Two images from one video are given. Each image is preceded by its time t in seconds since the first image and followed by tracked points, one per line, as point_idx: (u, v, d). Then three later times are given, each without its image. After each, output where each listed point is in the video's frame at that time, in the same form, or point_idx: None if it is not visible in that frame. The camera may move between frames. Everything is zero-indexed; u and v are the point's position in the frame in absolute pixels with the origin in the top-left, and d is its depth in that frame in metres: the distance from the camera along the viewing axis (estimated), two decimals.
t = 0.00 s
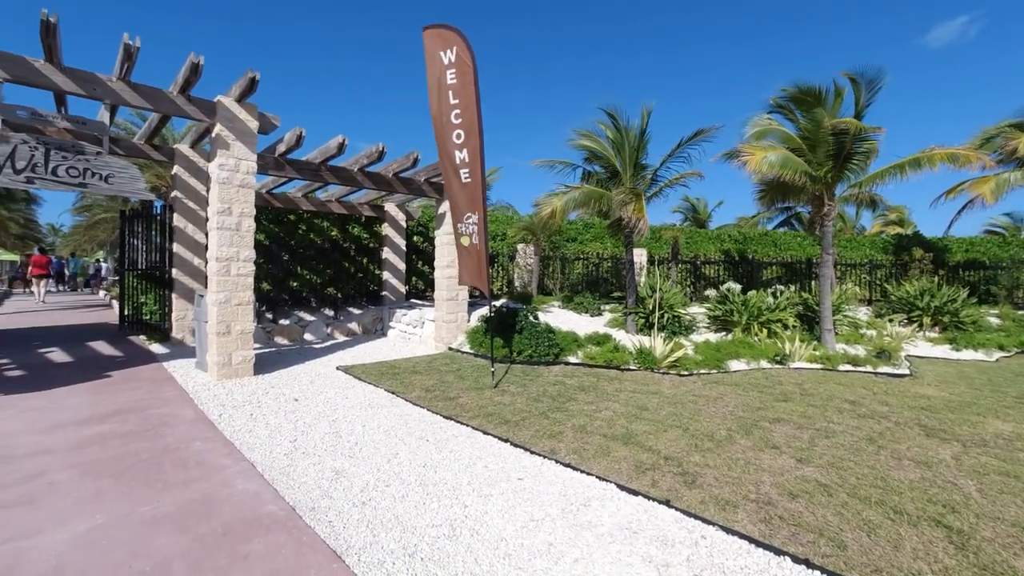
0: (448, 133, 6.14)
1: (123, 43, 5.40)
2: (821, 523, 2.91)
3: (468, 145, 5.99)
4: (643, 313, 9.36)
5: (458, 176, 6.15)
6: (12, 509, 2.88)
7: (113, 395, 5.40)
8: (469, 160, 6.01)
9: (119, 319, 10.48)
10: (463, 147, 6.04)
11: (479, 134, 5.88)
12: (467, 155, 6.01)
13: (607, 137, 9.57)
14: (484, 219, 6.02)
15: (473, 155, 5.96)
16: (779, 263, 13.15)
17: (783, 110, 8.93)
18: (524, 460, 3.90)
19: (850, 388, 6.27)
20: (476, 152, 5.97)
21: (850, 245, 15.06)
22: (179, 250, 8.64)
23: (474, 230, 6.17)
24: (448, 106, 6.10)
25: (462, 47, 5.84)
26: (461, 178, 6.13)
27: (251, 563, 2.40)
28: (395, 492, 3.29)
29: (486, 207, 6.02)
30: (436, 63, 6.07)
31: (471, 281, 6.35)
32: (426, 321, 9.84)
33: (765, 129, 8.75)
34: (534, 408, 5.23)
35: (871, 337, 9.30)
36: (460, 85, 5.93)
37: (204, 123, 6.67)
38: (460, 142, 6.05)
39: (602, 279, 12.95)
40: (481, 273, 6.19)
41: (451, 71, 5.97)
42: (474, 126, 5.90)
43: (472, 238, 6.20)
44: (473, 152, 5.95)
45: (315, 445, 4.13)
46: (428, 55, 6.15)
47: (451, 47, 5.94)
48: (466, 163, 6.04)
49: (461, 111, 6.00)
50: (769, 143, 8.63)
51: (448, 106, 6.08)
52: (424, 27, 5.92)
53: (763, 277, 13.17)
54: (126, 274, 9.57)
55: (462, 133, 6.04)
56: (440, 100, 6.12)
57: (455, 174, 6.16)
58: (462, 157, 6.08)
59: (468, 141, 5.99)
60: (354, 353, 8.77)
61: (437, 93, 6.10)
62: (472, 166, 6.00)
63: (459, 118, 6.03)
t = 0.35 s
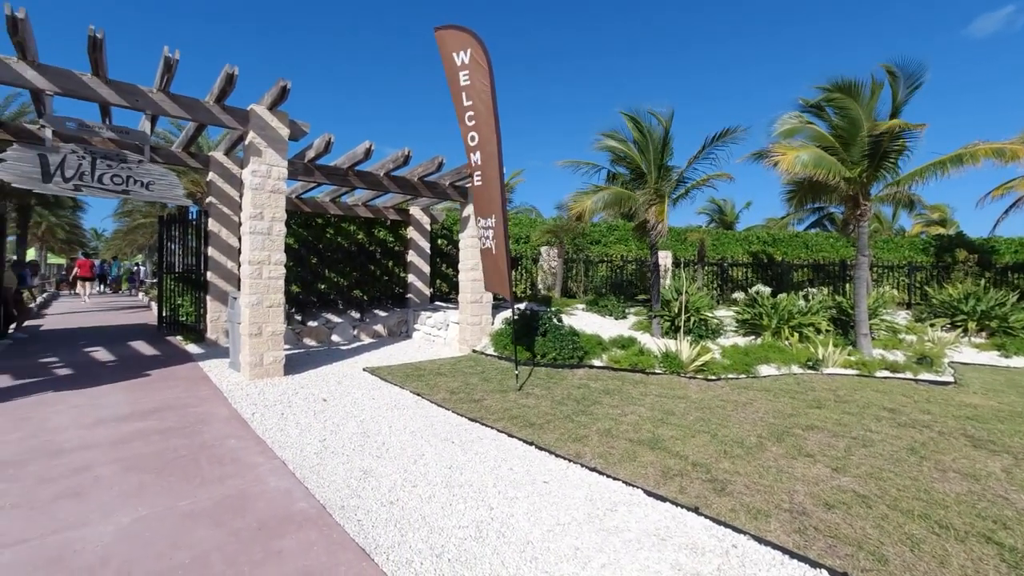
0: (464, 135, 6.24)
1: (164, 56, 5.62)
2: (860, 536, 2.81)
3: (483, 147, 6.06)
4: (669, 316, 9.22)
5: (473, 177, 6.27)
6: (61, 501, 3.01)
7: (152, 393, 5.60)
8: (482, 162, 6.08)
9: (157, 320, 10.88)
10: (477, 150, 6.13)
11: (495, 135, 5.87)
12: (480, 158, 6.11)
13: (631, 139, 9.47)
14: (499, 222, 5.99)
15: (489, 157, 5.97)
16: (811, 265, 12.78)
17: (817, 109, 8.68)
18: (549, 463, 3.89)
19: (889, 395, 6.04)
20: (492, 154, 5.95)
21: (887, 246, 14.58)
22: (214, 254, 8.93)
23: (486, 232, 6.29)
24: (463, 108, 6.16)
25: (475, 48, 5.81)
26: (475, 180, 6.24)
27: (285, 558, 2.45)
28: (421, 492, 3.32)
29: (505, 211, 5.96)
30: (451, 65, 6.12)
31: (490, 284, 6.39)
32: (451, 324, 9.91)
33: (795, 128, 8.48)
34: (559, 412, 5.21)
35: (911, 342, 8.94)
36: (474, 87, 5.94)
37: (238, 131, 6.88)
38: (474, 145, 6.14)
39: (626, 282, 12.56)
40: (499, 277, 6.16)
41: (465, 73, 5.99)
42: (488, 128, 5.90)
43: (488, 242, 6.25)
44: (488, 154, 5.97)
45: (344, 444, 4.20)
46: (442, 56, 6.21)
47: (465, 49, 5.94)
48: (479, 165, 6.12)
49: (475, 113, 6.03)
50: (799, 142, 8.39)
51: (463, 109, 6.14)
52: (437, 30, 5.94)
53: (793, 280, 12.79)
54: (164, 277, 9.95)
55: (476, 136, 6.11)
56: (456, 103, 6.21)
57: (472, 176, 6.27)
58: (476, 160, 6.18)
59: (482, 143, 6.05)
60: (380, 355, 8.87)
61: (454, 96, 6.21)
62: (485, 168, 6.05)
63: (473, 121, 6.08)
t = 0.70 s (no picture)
0: (482, 139, 6.14)
1: (202, 67, 5.83)
2: (904, 551, 2.70)
3: (506, 151, 6.04)
4: (697, 320, 9.06)
5: (491, 182, 6.16)
6: (108, 492, 3.14)
7: (189, 391, 5.79)
8: (505, 166, 6.07)
9: (193, 321, 11.25)
10: (499, 154, 6.07)
11: (520, 140, 5.94)
12: (502, 162, 6.06)
13: (658, 138, 9.35)
14: (526, 225, 6.04)
15: (513, 161, 6.02)
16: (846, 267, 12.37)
17: (851, 105, 8.42)
18: (575, 467, 3.85)
19: (933, 404, 5.79)
20: (516, 158, 6.03)
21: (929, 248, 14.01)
22: (247, 258, 9.20)
23: (507, 236, 6.22)
24: (482, 113, 6.09)
25: (498, 55, 5.90)
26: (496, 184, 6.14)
27: (317, 554, 2.50)
28: (448, 493, 3.34)
29: (529, 213, 6.04)
30: (470, 71, 6.07)
31: (507, 289, 6.32)
32: (475, 326, 9.94)
33: (828, 127, 8.24)
34: (585, 415, 5.16)
35: (955, 348, 8.55)
36: (496, 92, 5.98)
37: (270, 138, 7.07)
38: (496, 149, 6.07)
39: (651, 285, 12.30)
40: (523, 280, 6.14)
41: (486, 79, 5.99)
42: (513, 132, 5.95)
43: (511, 245, 6.22)
44: (512, 158, 6.02)
45: (371, 445, 4.25)
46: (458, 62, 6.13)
47: (487, 55, 5.98)
48: (502, 169, 6.08)
49: (498, 118, 6.03)
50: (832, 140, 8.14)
51: (483, 113, 6.07)
52: (457, 36, 5.92)
53: (827, 283, 12.34)
54: (200, 279, 10.29)
55: (498, 140, 6.06)
56: (473, 107, 6.12)
57: (490, 181, 6.16)
58: (497, 164, 6.11)
59: (505, 147, 6.04)
60: (406, 356, 8.98)
61: (471, 100, 6.11)
62: (509, 172, 6.06)
63: (496, 125, 6.05)
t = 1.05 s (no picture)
0: (517, 146, 6.20)
1: (237, 78, 6.02)
2: (954, 569, 2.58)
3: (539, 158, 6.03)
4: (725, 323, 8.87)
5: (526, 187, 6.24)
6: (151, 486, 3.27)
7: (225, 390, 5.97)
8: (537, 172, 6.08)
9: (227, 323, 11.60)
10: (532, 161, 6.10)
11: (551, 147, 5.90)
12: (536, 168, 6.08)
13: (686, 139, 9.20)
14: (554, 228, 6.03)
15: (544, 168, 6.00)
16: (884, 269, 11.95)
17: (887, 101, 8.14)
18: (602, 471, 3.81)
19: (981, 414, 5.52)
20: (547, 165, 6.01)
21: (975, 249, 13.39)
22: (278, 261, 9.46)
23: (539, 239, 6.25)
24: (517, 121, 6.15)
25: (532, 65, 5.90)
26: (530, 190, 6.20)
27: (348, 552, 2.54)
28: (476, 495, 3.35)
29: (557, 216, 6.01)
30: (505, 82, 6.14)
31: (538, 290, 6.37)
32: (500, 329, 9.97)
33: (861, 127, 7.94)
34: (611, 419, 5.11)
35: (1005, 355, 8.15)
36: (530, 101, 5.99)
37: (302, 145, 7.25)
38: (530, 155, 6.10)
39: (677, 288, 12.14)
40: (551, 282, 6.13)
41: (521, 88, 6.02)
42: (545, 141, 5.93)
43: (540, 248, 6.24)
44: (544, 165, 6.00)
45: (399, 446, 4.30)
46: (496, 73, 6.22)
47: (521, 65, 6.00)
48: (535, 175, 6.11)
49: (532, 126, 6.04)
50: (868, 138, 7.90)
51: (518, 121, 6.12)
52: (494, 49, 6.00)
53: (864, 285, 11.88)
54: (234, 282, 10.61)
55: (532, 147, 6.08)
56: (509, 115, 6.19)
57: (525, 186, 6.24)
58: (531, 170, 6.15)
59: (538, 154, 6.04)
60: (431, 359, 9.06)
61: (507, 108, 6.18)
62: (541, 178, 6.07)
63: (530, 133, 6.07)
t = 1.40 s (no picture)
0: (547, 152, 6.27)
1: (270, 87, 6.20)
2: None
3: (566, 164, 6.04)
4: (755, 328, 8.66)
5: (554, 192, 6.27)
6: (189, 483, 3.37)
7: (257, 391, 6.13)
8: (565, 177, 6.09)
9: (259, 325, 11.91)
10: (560, 166, 6.13)
11: (578, 153, 5.88)
12: (563, 174, 6.10)
13: (714, 140, 9.02)
14: (581, 231, 5.98)
15: (571, 173, 5.99)
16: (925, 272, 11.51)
17: (928, 99, 7.85)
18: (630, 478, 3.76)
19: None
20: (574, 171, 5.99)
21: None
22: (307, 265, 9.69)
23: (565, 243, 6.24)
24: (548, 127, 6.22)
25: (561, 73, 5.89)
26: (558, 195, 6.22)
27: (377, 552, 2.57)
28: (502, 499, 3.34)
29: (584, 219, 5.95)
30: (537, 90, 6.22)
31: (565, 294, 6.35)
32: (525, 332, 9.97)
33: (897, 127, 7.68)
34: (638, 424, 5.04)
35: None
36: (559, 108, 6.00)
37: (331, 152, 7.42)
38: (559, 161, 6.14)
39: (704, 292, 11.86)
40: (578, 286, 6.08)
41: (551, 96, 6.06)
42: (572, 146, 5.92)
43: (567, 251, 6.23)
44: (571, 172, 5.98)
45: (426, 448, 4.34)
46: (532, 84, 6.33)
47: (552, 73, 6.03)
48: (562, 180, 6.13)
49: (560, 132, 6.06)
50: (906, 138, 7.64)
51: (548, 127, 6.18)
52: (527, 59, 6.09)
53: (904, 289, 11.41)
54: (266, 285, 10.89)
55: (560, 153, 6.11)
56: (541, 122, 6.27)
57: (554, 191, 6.28)
58: (560, 175, 6.17)
59: (566, 159, 6.05)
60: (456, 362, 9.12)
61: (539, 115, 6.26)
62: (568, 183, 6.06)
63: (559, 139, 6.09)
